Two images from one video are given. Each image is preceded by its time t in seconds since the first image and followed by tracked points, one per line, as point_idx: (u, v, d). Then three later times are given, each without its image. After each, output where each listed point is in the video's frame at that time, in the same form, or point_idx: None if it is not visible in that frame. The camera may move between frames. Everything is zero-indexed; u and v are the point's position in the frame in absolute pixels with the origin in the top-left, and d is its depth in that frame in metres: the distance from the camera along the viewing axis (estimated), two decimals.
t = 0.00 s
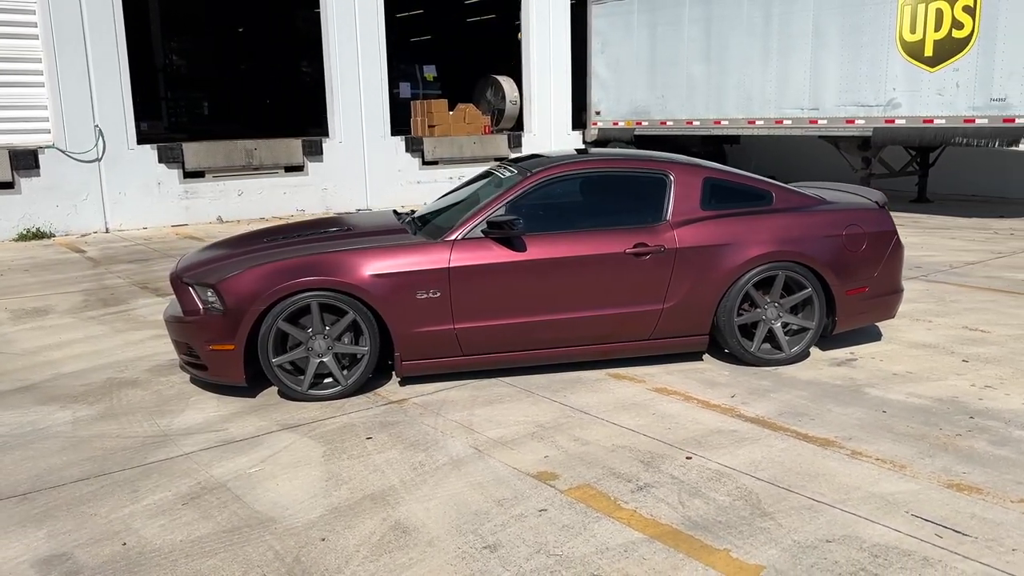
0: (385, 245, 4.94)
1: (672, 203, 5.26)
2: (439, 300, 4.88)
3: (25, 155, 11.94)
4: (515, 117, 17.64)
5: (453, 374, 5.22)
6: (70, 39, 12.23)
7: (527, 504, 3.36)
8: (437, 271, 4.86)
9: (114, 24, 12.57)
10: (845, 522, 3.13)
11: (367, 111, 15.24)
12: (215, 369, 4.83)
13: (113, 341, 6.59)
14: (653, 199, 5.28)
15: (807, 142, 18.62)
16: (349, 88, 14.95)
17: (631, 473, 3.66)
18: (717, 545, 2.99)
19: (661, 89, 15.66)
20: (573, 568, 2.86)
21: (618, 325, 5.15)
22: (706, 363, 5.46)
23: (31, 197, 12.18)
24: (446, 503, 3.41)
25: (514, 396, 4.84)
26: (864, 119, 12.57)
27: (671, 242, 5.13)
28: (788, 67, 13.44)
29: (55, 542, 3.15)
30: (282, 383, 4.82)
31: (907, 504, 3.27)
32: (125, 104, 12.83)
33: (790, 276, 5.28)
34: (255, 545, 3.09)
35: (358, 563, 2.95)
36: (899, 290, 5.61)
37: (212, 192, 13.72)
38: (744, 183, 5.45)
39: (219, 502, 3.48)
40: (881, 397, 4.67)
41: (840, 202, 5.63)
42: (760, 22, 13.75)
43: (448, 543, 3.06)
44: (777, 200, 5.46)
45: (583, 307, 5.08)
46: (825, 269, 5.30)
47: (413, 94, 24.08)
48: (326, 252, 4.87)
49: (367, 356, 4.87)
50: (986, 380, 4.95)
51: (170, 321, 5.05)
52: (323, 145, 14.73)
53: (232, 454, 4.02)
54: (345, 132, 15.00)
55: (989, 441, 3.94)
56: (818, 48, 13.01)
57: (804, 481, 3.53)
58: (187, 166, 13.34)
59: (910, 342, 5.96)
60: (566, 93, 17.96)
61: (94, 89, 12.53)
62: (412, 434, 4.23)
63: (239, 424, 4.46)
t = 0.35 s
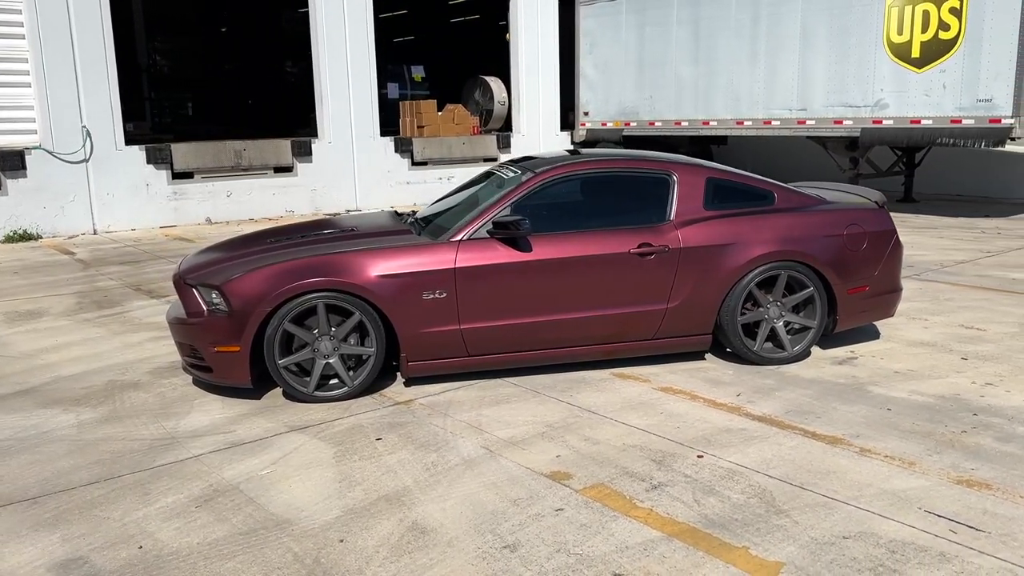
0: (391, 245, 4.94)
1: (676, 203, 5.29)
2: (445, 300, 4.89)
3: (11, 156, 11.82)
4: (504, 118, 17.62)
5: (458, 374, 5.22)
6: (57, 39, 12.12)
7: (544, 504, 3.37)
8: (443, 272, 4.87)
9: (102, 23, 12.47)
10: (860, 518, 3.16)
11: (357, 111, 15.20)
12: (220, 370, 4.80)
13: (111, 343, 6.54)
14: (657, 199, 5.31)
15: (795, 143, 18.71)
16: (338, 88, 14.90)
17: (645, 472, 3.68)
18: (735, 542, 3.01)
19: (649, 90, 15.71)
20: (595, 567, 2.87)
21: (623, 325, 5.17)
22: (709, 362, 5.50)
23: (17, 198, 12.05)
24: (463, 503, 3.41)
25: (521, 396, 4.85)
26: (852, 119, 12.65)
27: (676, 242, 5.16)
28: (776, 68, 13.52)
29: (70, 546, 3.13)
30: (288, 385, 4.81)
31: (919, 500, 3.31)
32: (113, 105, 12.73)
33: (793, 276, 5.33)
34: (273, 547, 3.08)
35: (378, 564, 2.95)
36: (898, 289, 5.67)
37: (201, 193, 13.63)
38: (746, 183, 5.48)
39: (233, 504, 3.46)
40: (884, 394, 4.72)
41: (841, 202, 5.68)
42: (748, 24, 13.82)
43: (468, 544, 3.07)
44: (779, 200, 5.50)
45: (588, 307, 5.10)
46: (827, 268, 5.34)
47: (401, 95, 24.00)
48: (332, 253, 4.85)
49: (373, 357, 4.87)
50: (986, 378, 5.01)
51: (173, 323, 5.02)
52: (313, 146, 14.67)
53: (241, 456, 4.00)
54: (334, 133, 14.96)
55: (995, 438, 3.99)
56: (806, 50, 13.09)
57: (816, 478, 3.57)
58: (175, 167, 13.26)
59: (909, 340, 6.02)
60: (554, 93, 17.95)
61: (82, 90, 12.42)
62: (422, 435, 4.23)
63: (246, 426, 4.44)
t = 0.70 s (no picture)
0: (393, 245, 4.92)
1: (677, 202, 5.31)
2: (448, 300, 4.88)
3: None
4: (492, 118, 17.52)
5: (460, 374, 5.21)
6: (42, 38, 11.98)
7: (555, 503, 3.37)
8: (446, 272, 4.86)
9: (87, 22, 12.34)
10: (871, 515, 3.18)
11: (345, 111, 15.14)
12: (221, 371, 4.77)
13: (106, 345, 6.47)
14: (658, 198, 5.32)
15: (782, 143, 18.79)
16: (326, 88, 14.83)
17: (654, 471, 3.68)
18: (749, 540, 3.02)
19: (637, 90, 15.75)
20: (611, 566, 2.87)
21: (624, 324, 5.18)
22: (710, 361, 5.52)
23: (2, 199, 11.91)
24: (474, 503, 3.41)
25: (524, 396, 4.84)
26: (839, 119, 12.72)
27: (677, 241, 5.18)
28: (763, 68, 13.58)
29: (79, 550, 3.09)
30: (291, 386, 4.78)
31: (928, 497, 3.34)
32: (99, 105, 12.62)
33: (792, 275, 5.36)
34: (285, 550, 3.06)
35: (393, 565, 2.94)
36: (895, 287, 5.71)
37: (188, 194, 13.53)
38: (745, 182, 5.51)
39: (241, 506, 3.43)
40: (885, 392, 4.75)
41: (838, 201, 5.72)
42: (736, 24, 13.87)
43: (482, 543, 3.06)
44: (778, 200, 5.53)
45: (591, 306, 5.10)
46: (826, 267, 5.38)
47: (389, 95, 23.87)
48: (333, 253, 4.83)
49: (375, 357, 4.85)
50: (985, 375, 5.06)
51: (172, 324, 4.97)
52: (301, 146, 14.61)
53: (246, 458, 3.97)
54: (323, 133, 14.89)
55: (997, 434, 4.03)
56: (793, 50, 13.16)
57: (824, 475, 3.59)
58: (162, 168, 13.15)
59: (905, 338, 6.07)
60: (542, 93, 17.92)
61: (67, 89, 12.29)
62: (428, 435, 4.21)
63: (250, 427, 4.40)
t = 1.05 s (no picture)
0: (395, 244, 4.90)
1: (677, 201, 5.32)
2: (450, 300, 4.85)
3: None
4: (477, 118, 17.46)
5: (462, 373, 5.20)
6: (25, 36, 11.82)
7: (567, 501, 3.36)
8: (448, 271, 4.83)
9: (71, 21, 12.19)
10: (881, 510, 3.20)
11: (332, 110, 15.07)
12: (222, 372, 4.72)
13: (98, 346, 6.39)
14: (658, 197, 5.32)
15: (766, 143, 18.88)
16: (313, 87, 14.75)
17: (663, 469, 3.68)
18: (763, 536, 3.03)
19: (624, 90, 15.78)
20: (629, 565, 2.87)
21: (626, 322, 5.18)
22: (709, 359, 5.54)
23: None
24: (484, 502, 3.39)
25: (527, 395, 4.83)
26: (826, 119, 12.79)
27: (677, 240, 5.19)
28: (750, 69, 13.64)
29: (87, 553, 3.05)
30: (292, 386, 4.74)
31: (937, 492, 3.36)
32: (83, 105, 12.47)
33: (791, 272, 5.38)
34: (297, 551, 3.03)
35: (409, 565, 2.92)
36: (892, 284, 5.75)
37: (174, 194, 13.40)
38: (744, 180, 5.53)
39: (250, 508, 3.40)
40: (886, 388, 4.79)
41: (835, 199, 5.76)
42: (722, 24, 13.91)
43: (497, 543, 3.05)
44: (776, 198, 5.55)
45: (592, 305, 5.10)
46: (825, 265, 5.41)
47: (375, 95, 23.68)
48: (334, 253, 4.80)
49: (377, 357, 4.82)
50: (982, 370, 5.11)
51: (171, 325, 4.91)
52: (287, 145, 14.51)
53: (252, 459, 3.93)
54: (309, 132, 14.80)
55: (1000, 429, 4.06)
56: (779, 50, 13.22)
57: (832, 471, 3.60)
58: (148, 168, 13.02)
59: (900, 335, 6.12)
60: (528, 92, 17.87)
61: (51, 88, 12.13)
62: (433, 435, 4.19)
63: (252, 429, 4.36)
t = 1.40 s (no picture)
0: (398, 244, 4.86)
1: (679, 200, 5.32)
2: (454, 300, 4.83)
3: None
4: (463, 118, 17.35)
5: (465, 374, 5.17)
6: (7, 34, 11.64)
7: (582, 502, 3.34)
8: (452, 271, 4.81)
9: (53, 18, 12.02)
10: (896, 508, 3.21)
11: (318, 110, 14.97)
12: (224, 374, 4.66)
13: (91, 349, 6.29)
14: (660, 196, 5.32)
15: (752, 143, 18.97)
16: (299, 86, 14.64)
17: (675, 468, 3.67)
18: (781, 535, 3.03)
19: (611, 89, 15.78)
20: (649, 565, 2.85)
21: (629, 322, 5.17)
22: (710, 358, 5.55)
23: None
24: (498, 503, 3.37)
25: (532, 395, 4.82)
26: (812, 119, 12.85)
27: (680, 239, 5.19)
28: (736, 69, 13.67)
29: (97, 559, 3.00)
30: (295, 388, 4.69)
31: (949, 489, 3.38)
32: (66, 103, 12.30)
33: (792, 271, 5.40)
34: (312, 555, 3.00)
35: (427, 568, 2.89)
36: (891, 282, 5.78)
37: (159, 194, 13.26)
38: (745, 179, 5.54)
39: (260, 511, 3.35)
40: (888, 386, 4.81)
41: (834, 198, 5.79)
42: (708, 24, 13.95)
43: (515, 544, 3.03)
44: (777, 197, 5.57)
45: (595, 305, 5.09)
46: (825, 264, 5.43)
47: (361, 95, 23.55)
48: (336, 253, 4.75)
49: (381, 358, 4.78)
50: (982, 368, 5.15)
51: (170, 326, 4.84)
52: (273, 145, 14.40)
53: (258, 461, 3.89)
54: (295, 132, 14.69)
55: (1004, 426, 4.10)
56: (766, 49, 13.25)
57: (843, 469, 3.61)
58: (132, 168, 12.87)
59: (898, 333, 6.16)
60: (515, 91, 17.84)
61: (33, 87, 11.96)
62: (441, 436, 4.17)
63: (256, 431, 4.32)
